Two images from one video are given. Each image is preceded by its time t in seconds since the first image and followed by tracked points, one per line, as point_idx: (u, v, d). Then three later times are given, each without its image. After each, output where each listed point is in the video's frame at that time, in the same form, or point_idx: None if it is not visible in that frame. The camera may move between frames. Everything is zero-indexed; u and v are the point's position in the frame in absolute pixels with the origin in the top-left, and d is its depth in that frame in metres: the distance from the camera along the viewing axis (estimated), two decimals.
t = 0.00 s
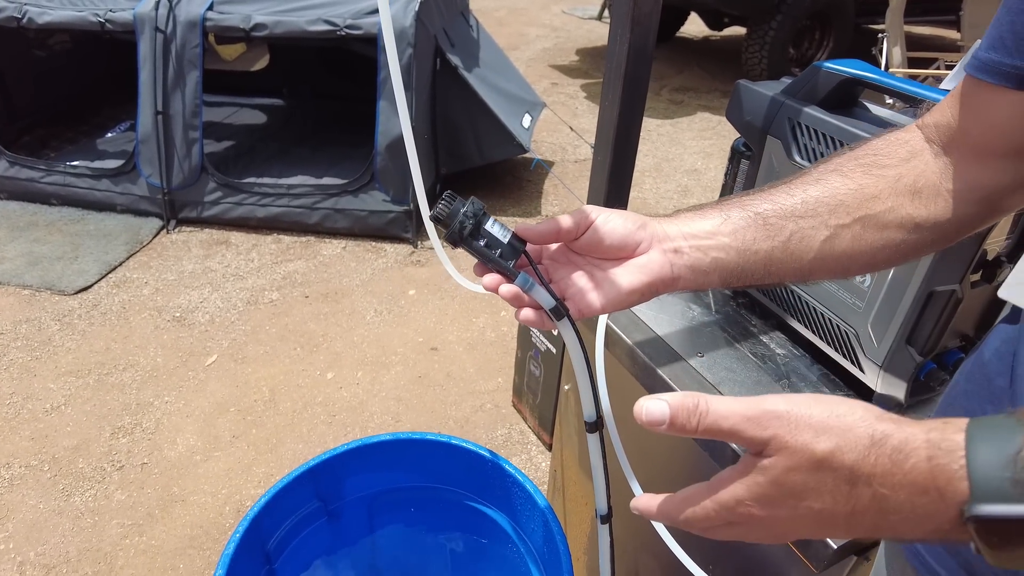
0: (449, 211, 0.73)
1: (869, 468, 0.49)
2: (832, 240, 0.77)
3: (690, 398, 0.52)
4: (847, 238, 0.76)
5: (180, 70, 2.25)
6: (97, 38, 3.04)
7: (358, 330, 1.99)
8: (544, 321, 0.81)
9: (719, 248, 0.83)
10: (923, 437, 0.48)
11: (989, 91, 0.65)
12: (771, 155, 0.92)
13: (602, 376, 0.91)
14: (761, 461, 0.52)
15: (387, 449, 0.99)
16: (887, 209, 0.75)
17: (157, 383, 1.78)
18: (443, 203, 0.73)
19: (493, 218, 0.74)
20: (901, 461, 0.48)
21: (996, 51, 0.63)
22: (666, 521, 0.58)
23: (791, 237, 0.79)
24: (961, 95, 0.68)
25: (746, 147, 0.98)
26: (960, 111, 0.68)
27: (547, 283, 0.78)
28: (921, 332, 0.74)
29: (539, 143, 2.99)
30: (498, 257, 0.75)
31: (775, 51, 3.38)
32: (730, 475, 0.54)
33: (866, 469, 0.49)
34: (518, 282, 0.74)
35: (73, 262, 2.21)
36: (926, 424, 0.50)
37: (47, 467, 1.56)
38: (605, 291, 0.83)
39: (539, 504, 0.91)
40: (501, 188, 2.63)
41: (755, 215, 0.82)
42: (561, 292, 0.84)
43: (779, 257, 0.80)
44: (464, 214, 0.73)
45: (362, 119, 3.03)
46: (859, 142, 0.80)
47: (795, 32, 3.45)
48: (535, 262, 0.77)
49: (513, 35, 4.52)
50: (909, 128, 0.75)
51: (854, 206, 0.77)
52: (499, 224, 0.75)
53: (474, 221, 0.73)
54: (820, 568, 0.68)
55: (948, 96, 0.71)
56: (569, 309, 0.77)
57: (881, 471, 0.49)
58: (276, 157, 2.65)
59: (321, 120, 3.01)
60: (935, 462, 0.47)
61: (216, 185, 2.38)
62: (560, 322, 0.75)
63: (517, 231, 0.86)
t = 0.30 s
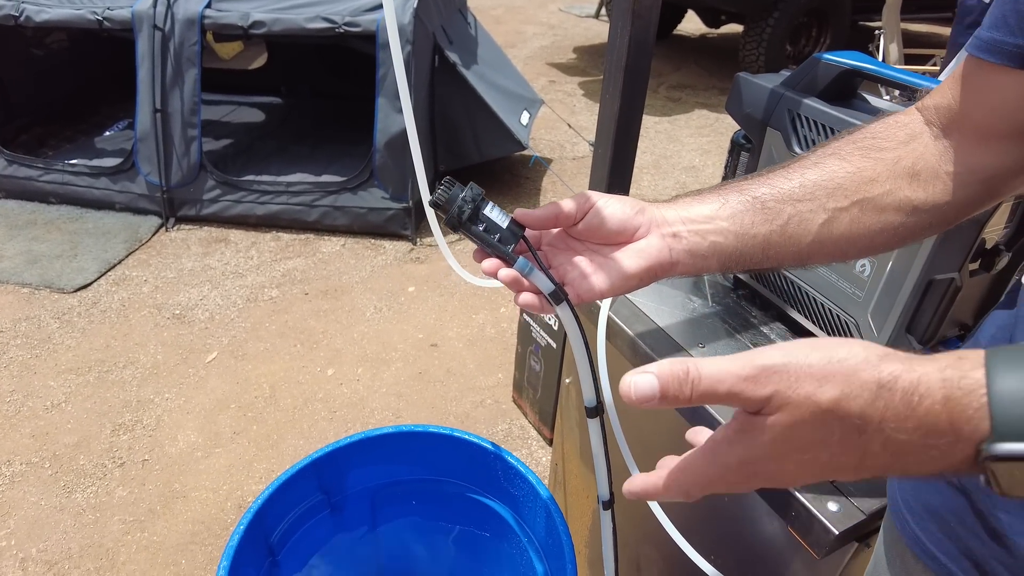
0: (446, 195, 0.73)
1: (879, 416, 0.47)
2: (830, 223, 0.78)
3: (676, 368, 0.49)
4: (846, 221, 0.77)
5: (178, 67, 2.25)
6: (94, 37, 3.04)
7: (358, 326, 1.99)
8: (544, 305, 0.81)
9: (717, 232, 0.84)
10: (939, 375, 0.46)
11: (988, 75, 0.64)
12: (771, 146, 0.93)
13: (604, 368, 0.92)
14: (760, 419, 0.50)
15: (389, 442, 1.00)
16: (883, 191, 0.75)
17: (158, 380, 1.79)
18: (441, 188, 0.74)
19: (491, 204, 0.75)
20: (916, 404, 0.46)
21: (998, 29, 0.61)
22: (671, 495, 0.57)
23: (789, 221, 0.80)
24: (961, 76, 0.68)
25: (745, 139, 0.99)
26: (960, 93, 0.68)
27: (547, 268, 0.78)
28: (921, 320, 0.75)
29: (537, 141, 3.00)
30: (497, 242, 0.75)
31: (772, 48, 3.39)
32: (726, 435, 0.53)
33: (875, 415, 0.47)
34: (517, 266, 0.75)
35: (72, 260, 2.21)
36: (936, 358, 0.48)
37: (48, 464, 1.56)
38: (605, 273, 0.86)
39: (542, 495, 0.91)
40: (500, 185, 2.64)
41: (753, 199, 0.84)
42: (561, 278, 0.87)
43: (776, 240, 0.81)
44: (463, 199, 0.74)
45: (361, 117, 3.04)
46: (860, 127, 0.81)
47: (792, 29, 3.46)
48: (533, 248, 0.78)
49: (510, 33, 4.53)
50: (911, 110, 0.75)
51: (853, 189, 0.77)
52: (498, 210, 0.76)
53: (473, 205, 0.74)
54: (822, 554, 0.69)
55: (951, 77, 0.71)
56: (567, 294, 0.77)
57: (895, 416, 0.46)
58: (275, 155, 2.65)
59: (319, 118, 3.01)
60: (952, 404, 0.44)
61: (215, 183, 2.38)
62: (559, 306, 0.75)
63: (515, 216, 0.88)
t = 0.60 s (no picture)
0: (453, 182, 0.75)
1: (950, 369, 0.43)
2: (831, 210, 0.78)
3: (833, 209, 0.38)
4: (847, 207, 0.77)
5: (176, 65, 2.24)
6: (90, 35, 3.03)
7: (358, 323, 1.99)
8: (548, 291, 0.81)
9: (720, 219, 0.84)
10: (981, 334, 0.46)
11: (988, 62, 0.66)
12: (769, 141, 0.94)
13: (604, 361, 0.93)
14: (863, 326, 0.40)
15: (390, 436, 1.00)
16: (885, 177, 0.76)
17: (158, 377, 1.79)
18: (448, 175, 0.76)
19: (498, 192, 0.76)
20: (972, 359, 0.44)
21: (1000, 17, 0.63)
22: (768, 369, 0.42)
23: (791, 208, 0.80)
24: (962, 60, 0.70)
25: (744, 134, 1.00)
26: (961, 76, 0.69)
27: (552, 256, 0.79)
28: (917, 311, 0.75)
29: (534, 138, 3.00)
30: (504, 229, 0.76)
31: (769, 45, 3.40)
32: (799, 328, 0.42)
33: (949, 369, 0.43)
34: (525, 253, 0.75)
35: (70, 259, 2.21)
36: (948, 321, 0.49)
37: (49, 461, 1.56)
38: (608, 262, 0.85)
39: (542, 487, 0.92)
40: (498, 182, 2.64)
41: (756, 185, 0.83)
42: (567, 265, 0.86)
43: (778, 228, 0.81)
44: (470, 187, 0.75)
45: (358, 115, 3.04)
46: (865, 113, 0.81)
47: (788, 26, 3.48)
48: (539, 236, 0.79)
49: (507, 31, 4.53)
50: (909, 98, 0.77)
51: (854, 174, 0.78)
52: (505, 198, 0.77)
53: (479, 192, 0.75)
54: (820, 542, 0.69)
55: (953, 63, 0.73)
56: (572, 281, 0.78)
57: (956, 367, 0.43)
58: (273, 153, 2.65)
59: (316, 116, 3.01)
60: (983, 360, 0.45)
61: (213, 181, 2.38)
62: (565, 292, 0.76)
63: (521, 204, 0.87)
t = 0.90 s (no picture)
0: (447, 166, 0.74)
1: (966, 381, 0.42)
2: (831, 200, 0.71)
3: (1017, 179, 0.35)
4: (846, 198, 0.70)
5: (171, 64, 2.24)
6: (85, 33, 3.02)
7: (354, 321, 1.99)
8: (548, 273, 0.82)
9: (721, 209, 0.78)
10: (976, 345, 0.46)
11: (978, 52, 0.57)
12: (763, 136, 0.94)
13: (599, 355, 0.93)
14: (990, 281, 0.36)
15: (386, 433, 1.00)
16: (884, 167, 0.68)
17: (154, 376, 1.79)
18: (441, 159, 0.75)
19: (494, 172, 0.75)
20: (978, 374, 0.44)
21: (984, 5, 0.54)
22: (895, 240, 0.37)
23: (790, 198, 0.74)
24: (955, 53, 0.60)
25: (738, 130, 1.00)
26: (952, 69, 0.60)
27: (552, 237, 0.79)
28: (911, 304, 0.75)
29: (531, 136, 3.00)
30: (502, 212, 0.75)
31: (765, 42, 3.41)
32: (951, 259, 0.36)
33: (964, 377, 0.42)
34: (523, 237, 0.75)
35: (65, 258, 2.21)
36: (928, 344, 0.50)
37: (45, 460, 1.56)
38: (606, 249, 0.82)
39: (538, 483, 0.92)
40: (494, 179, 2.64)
41: (757, 173, 0.77)
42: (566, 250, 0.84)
43: (779, 217, 0.75)
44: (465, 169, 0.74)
45: (355, 113, 3.03)
46: (870, 100, 0.74)
47: (784, 23, 3.48)
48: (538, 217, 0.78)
49: (503, 29, 4.53)
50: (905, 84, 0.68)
51: (853, 164, 0.70)
52: (501, 178, 0.75)
53: (474, 175, 0.74)
54: (814, 535, 0.70)
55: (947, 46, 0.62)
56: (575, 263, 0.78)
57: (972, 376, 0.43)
58: (269, 151, 2.65)
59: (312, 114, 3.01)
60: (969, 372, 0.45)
61: (209, 179, 2.37)
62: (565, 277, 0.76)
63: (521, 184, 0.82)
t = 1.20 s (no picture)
0: (440, 64, 0.63)
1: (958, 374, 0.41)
2: (825, 163, 0.70)
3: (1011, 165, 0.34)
4: (840, 162, 0.69)
5: (164, 64, 2.23)
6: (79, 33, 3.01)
7: (349, 320, 2.00)
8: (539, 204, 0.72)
9: (713, 163, 0.74)
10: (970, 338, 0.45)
11: (964, 27, 0.58)
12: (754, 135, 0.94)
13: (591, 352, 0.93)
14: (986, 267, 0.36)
15: (379, 432, 1.01)
16: (877, 135, 0.68)
17: (149, 376, 1.79)
18: (432, 56, 0.63)
19: (492, 80, 0.65)
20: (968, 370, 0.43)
21: None
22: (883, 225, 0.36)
23: (784, 159, 0.72)
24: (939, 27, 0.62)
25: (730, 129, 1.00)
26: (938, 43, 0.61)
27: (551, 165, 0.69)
28: (900, 302, 0.76)
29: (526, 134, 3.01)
30: (497, 129, 0.66)
31: (759, 40, 3.42)
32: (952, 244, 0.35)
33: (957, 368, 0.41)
34: (520, 161, 0.66)
35: (59, 259, 2.21)
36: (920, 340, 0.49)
37: (40, 461, 1.56)
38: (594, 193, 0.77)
39: (531, 481, 0.93)
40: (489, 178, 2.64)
41: (752, 129, 0.74)
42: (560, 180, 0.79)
43: (771, 178, 0.72)
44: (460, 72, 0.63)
45: (349, 112, 3.04)
46: (864, 67, 0.74)
47: (778, 21, 3.49)
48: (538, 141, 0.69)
49: (498, 27, 4.53)
50: (893, 56, 0.69)
51: (848, 129, 0.69)
52: (499, 89, 0.66)
53: (472, 80, 0.63)
54: (804, 532, 0.70)
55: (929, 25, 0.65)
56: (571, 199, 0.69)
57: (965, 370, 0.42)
58: (263, 151, 2.64)
59: (307, 113, 3.01)
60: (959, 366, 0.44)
61: (203, 179, 2.37)
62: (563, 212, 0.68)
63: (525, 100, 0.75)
